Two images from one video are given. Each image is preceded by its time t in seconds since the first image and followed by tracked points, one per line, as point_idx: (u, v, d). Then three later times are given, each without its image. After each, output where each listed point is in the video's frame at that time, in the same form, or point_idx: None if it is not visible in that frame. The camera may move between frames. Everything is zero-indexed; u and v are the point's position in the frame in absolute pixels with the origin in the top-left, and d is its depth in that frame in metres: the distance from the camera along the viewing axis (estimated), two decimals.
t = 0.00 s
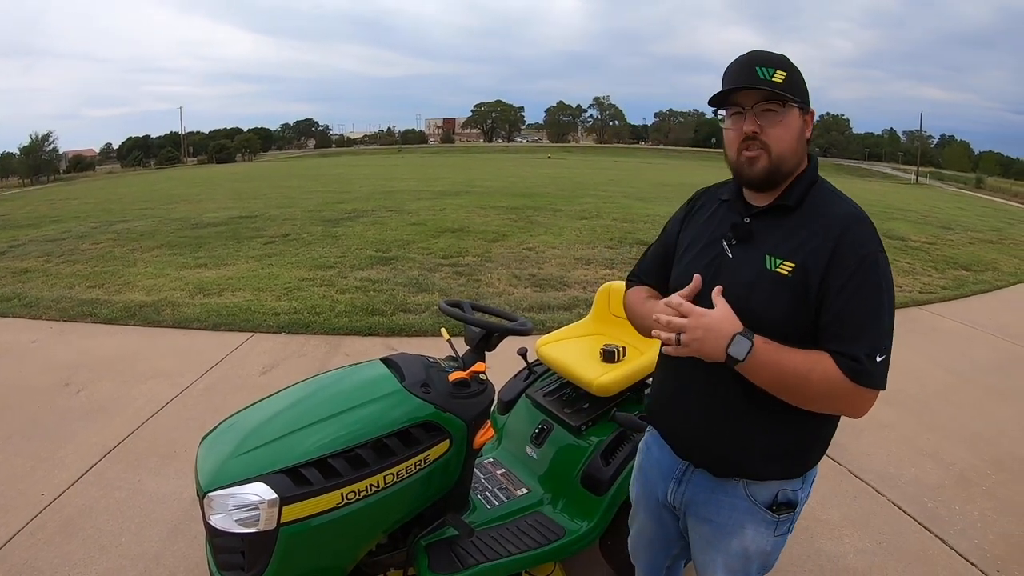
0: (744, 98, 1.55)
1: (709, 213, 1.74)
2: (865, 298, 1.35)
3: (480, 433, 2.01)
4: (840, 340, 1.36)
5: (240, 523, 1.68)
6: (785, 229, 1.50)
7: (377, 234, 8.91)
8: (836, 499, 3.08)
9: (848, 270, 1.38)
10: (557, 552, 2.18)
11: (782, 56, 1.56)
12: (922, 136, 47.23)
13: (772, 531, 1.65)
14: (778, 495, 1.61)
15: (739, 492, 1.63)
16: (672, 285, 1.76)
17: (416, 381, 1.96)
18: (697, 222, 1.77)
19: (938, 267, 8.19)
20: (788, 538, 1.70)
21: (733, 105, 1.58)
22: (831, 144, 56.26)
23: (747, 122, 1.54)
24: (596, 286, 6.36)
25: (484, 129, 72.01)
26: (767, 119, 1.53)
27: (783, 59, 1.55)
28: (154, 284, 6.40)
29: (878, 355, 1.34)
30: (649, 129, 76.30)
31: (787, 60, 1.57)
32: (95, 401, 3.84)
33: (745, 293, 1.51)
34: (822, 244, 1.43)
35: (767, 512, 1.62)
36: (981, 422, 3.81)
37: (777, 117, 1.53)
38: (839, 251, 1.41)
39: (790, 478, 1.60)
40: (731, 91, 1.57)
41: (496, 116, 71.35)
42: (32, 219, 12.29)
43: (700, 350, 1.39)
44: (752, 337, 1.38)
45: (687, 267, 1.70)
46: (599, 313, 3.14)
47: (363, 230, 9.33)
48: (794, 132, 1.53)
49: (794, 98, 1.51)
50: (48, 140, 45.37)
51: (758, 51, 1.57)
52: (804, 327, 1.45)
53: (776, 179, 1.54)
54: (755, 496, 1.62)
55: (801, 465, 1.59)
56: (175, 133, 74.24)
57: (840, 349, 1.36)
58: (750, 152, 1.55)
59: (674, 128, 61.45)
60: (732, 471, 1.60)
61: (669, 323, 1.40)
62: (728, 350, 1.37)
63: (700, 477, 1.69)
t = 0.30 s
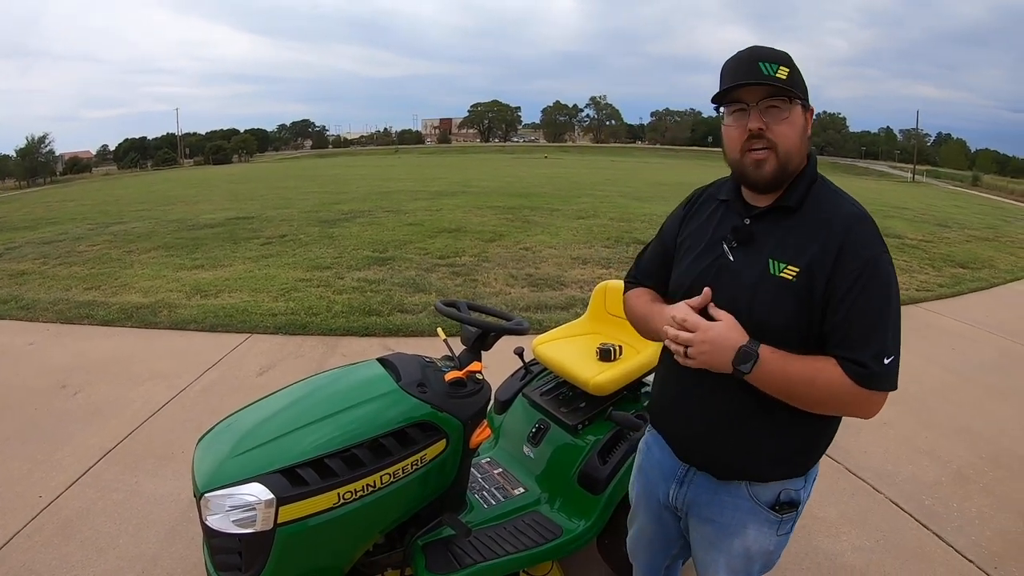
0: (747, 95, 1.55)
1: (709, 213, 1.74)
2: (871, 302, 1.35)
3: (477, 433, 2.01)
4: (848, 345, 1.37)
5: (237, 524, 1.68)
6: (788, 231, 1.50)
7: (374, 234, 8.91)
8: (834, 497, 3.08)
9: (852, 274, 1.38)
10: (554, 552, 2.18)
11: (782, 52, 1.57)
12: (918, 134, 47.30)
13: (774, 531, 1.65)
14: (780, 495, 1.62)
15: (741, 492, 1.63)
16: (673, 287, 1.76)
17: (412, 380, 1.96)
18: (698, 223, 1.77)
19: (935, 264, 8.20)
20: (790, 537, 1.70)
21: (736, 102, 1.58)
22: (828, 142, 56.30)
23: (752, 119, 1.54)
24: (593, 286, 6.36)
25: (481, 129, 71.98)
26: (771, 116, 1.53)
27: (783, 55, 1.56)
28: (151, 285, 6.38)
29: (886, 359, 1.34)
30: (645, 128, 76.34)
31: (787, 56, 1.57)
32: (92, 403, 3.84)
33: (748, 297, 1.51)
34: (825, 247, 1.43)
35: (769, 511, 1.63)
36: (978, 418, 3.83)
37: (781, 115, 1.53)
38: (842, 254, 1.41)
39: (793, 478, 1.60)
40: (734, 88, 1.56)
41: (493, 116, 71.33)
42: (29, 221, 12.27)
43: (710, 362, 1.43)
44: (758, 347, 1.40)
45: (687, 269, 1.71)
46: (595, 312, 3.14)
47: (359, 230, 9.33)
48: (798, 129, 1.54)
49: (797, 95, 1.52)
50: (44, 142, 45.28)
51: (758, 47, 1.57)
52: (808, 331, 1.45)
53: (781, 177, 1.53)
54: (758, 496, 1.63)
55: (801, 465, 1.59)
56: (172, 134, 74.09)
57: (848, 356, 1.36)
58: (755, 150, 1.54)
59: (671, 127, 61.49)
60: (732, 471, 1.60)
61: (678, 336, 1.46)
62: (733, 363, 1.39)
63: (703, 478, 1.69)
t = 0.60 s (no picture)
0: (751, 91, 1.55)
1: (710, 212, 1.75)
2: (875, 302, 1.35)
3: (477, 432, 2.01)
4: (854, 346, 1.36)
5: (236, 523, 1.68)
6: (788, 230, 1.50)
7: (372, 233, 8.91)
8: (834, 495, 3.09)
9: (855, 274, 1.38)
10: (553, 551, 2.18)
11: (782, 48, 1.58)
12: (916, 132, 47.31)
13: (775, 532, 1.65)
14: (781, 496, 1.61)
15: (741, 494, 1.63)
16: (675, 285, 1.76)
17: (411, 379, 1.96)
18: (699, 221, 1.77)
19: (934, 262, 8.20)
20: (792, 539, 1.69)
21: (738, 99, 1.58)
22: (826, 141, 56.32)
23: (756, 115, 1.54)
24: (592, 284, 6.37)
25: (479, 129, 71.95)
26: (775, 112, 1.54)
27: (784, 52, 1.57)
28: (150, 285, 6.38)
29: (896, 358, 1.33)
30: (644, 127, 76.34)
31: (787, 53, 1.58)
32: (92, 403, 3.83)
33: (750, 297, 1.51)
34: (827, 247, 1.43)
35: (770, 513, 1.62)
36: (977, 416, 3.83)
37: (785, 111, 1.54)
38: (845, 253, 1.40)
39: (794, 479, 1.59)
40: (738, 84, 1.56)
41: (491, 116, 71.31)
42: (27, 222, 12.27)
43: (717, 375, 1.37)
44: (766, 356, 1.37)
45: (688, 268, 1.71)
46: (595, 310, 3.14)
47: (358, 230, 9.33)
48: (801, 125, 1.55)
49: (799, 91, 1.53)
50: (43, 143, 45.27)
51: (759, 45, 1.57)
52: (812, 330, 1.45)
53: (785, 173, 1.53)
54: (758, 498, 1.62)
55: (802, 466, 1.58)
56: (170, 134, 74.00)
57: (857, 357, 1.36)
58: (760, 147, 1.54)
59: (670, 126, 61.48)
60: (733, 472, 1.60)
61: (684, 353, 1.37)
62: (743, 375, 1.36)
63: (703, 478, 1.69)
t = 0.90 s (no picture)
0: (744, 93, 1.55)
1: (709, 209, 1.75)
2: (872, 300, 1.34)
3: (477, 430, 2.01)
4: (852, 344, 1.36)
5: (236, 523, 1.68)
6: (786, 228, 1.50)
7: (372, 233, 8.91)
8: (834, 494, 3.08)
9: (853, 272, 1.37)
10: (553, 550, 2.18)
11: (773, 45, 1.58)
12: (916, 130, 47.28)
13: (772, 533, 1.64)
14: (777, 498, 1.61)
15: (738, 494, 1.63)
16: (674, 282, 1.77)
17: (412, 378, 1.96)
18: (698, 219, 1.78)
19: (934, 261, 8.20)
20: (790, 541, 1.69)
21: (732, 101, 1.58)
22: (826, 139, 56.28)
23: (752, 117, 1.54)
24: (592, 283, 6.36)
25: (479, 128, 71.91)
26: (770, 112, 1.53)
27: (775, 49, 1.56)
28: (150, 285, 6.38)
29: (898, 357, 1.32)
30: (644, 126, 76.30)
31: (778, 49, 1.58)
32: (92, 403, 3.84)
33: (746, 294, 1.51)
34: (824, 245, 1.43)
35: (766, 514, 1.62)
36: (978, 414, 3.83)
37: (780, 110, 1.53)
38: (842, 251, 1.40)
39: (791, 481, 1.59)
40: (731, 86, 1.56)
41: (490, 115, 71.25)
42: (27, 222, 12.27)
43: (732, 350, 1.30)
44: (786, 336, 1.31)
45: (687, 265, 1.71)
46: (596, 308, 3.14)
47: (358, 229, 9.33)
48: (797, 123, 1.54)
49: (794, 89, 1.53)
50: (43, 143, 45.27)
51: (751, 43, 1.57)
52: (809, 328, 1.45)
53: (783, 174, 1.53)
54: (755, 498, 1.62)
55: (802, 466, 1.58)
56: (170, 134, 73.99)
57: (868, 351, 1.33)
58: (758, 148, 1.54)
59: (670, 125, 61.44)
60: (731, 471, 1.60)
61: (697, 322, 1.31)
62: (762, 350, 1.29)
63: (699, 477, 1.70)
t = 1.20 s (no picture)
0: (730, 92, 1.55)
1: (708, 207, 1.75)
2: (869, 298, 1.34)
3: (478, 429, 2.01)
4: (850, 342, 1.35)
5: (237, 523, 1.68)
6: (782, 225, 1.49)
7: (373, 232, 8.91)
8: (835, 493, 3.08)
9: (850, 270, 1.37)
10: (554, 549, 2.18)
11: (768, 41, 1.55)
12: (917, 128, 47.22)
13: (769, 532, 1.64)
14: (774, 496, 1.61)
15: (735, 492, 1.63)
16: (672, 279, 1.77)
17: (412, 377, 1.96)
18: (697, 216, 1.78)
19: (935, 259, 8.19)
20: (786, 540, 1.69)
21: (721, 99, 1.59)
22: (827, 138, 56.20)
23: (736, 116, 1.54)
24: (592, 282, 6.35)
25: (479, 127, 71.85)
26: (755, 112, 1.52)
27: (768, 45, 1.54)
28: (150, 285, 6.38)
29: (897, 356, 1.32)
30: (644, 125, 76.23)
31: (774, 45, 1.55)
32: (92, 403, 3.83)
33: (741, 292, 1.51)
34: (820, 242, 1.42)
35: (763, 512, 1.62)
36: (979, 413, 3.82)
37: (766, 109, 1.52)
38: (839, 249, 1.40)
39: (789, 480, 1.59)
40: (718, 85, 1.57)
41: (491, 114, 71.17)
42: (28, 222, 12.26)
43: (749, 345, 1.25)
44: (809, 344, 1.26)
45: (685, 262, 1.71)
46: (597, 307, 3.13)
47: (359, 228, 9.32)
48: (785, 123, 1.52)
49: (781, 88, 1.50)
50: (43, 143, 45.29)
51: (744, 40, 1.56)
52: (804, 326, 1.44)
53: (766, 173, 1.53)
54: (752, 497, 1.62)
55: (801, 465, 1.58)
56: (170, 134, 74.02)
57: (873, 346, 1.32)
58: (741, 147, 1.55)
59: (670, 124, 61.36)
60: (730, 470, 1.60)
61: (725, 312, 1.22)
62: (780, 355, 1.24)
63: (697, 475, 1.70)
